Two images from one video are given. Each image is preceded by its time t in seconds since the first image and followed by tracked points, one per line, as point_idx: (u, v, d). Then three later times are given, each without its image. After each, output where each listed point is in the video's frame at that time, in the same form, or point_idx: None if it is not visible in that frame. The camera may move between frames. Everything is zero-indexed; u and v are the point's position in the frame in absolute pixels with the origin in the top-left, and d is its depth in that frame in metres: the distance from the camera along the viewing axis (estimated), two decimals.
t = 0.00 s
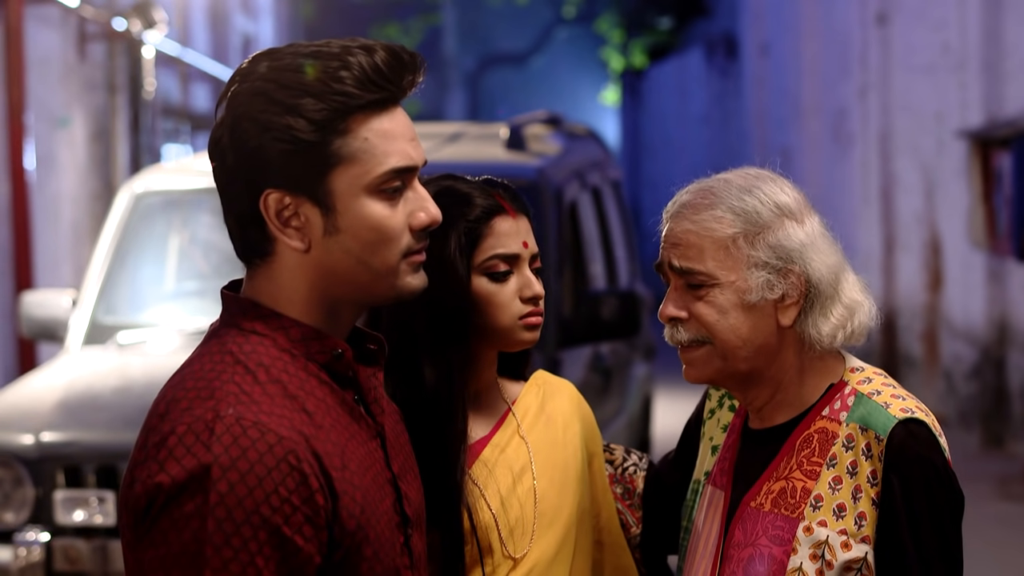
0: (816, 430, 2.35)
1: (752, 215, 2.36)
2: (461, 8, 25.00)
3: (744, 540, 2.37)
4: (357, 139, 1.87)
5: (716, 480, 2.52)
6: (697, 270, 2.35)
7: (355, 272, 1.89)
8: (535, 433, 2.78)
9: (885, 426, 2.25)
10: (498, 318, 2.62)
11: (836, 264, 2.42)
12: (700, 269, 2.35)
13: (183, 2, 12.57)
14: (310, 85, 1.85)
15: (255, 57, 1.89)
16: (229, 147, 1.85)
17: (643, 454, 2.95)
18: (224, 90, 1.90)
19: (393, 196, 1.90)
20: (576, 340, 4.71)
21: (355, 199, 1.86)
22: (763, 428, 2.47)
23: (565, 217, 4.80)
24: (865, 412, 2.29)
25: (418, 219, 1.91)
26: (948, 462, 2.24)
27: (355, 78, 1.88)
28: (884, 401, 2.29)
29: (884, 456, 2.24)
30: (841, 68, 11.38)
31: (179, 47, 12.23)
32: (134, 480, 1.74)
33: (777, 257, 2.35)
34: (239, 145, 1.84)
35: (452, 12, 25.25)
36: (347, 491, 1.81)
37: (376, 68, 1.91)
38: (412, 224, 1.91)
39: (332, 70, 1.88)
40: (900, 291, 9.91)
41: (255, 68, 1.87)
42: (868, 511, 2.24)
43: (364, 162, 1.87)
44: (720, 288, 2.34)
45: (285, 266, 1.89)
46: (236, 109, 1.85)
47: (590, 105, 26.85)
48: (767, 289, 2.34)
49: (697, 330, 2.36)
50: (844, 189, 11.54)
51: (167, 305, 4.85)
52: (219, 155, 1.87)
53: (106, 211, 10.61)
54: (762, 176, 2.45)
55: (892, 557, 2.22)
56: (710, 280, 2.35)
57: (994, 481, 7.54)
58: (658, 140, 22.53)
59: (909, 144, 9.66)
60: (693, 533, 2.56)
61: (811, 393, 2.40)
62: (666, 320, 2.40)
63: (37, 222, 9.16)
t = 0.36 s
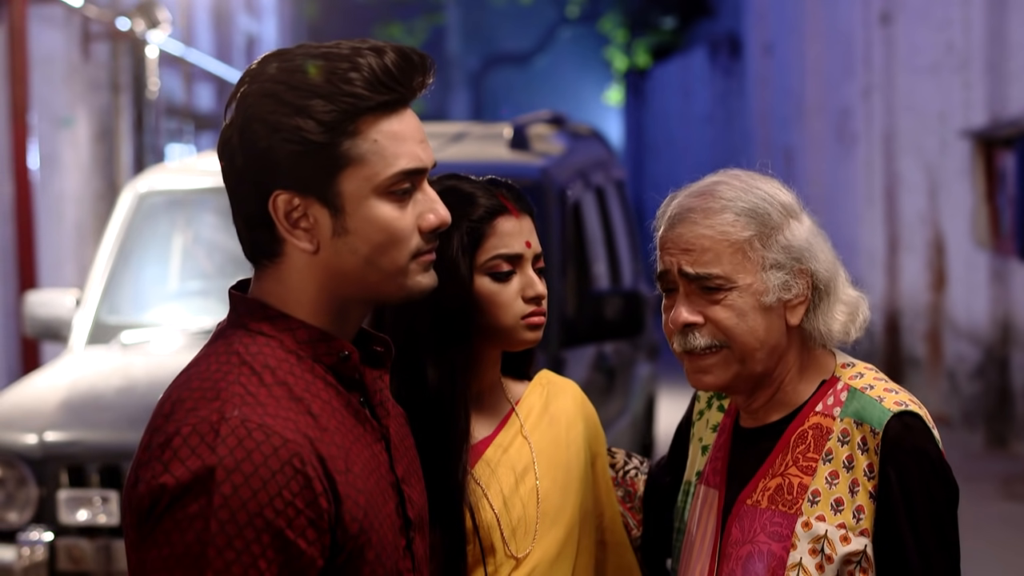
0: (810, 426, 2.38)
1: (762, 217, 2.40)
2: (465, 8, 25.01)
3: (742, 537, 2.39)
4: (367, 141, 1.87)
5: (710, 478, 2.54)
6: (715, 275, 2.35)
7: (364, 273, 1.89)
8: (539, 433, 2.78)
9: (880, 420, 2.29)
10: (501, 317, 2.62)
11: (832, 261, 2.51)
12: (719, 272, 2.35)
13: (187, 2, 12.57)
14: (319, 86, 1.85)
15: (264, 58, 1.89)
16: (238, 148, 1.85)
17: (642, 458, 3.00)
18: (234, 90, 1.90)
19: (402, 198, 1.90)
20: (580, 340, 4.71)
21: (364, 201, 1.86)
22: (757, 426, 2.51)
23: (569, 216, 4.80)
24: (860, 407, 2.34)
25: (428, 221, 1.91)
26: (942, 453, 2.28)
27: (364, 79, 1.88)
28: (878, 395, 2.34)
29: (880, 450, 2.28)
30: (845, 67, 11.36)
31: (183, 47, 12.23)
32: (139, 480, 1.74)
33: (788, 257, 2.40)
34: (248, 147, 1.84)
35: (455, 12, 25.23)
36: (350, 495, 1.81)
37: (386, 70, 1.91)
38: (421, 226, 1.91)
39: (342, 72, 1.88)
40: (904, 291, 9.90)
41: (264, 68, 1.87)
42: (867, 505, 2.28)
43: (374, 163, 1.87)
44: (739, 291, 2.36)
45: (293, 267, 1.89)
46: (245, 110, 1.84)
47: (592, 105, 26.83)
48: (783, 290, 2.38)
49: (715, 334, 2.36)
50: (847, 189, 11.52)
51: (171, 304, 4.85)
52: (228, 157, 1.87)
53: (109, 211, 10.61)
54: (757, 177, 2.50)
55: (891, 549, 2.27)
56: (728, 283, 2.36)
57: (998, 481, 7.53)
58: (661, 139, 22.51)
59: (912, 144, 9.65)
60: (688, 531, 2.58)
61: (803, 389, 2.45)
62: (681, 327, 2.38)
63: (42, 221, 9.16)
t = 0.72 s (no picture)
0: (804, 423, 2.41)
1: (769, 216, 2.43)
2: (466, 8, 25.04)
3: (738, 534, 2.41)
4: (370, 142, 1.87)
5: (700, 477, 2.56)
6: (727, 274, 2.37)
7: (365, 274, 1.89)
8: (539, 433, 2.77)
9: (875, 413, 2.32)
10: (501, 318, 2.62)
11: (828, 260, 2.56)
12: (730, 271, 2.38)
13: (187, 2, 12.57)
14: (322, 87, 1.85)
15: (268, 58, 1.89)
16: (241, 148, 1.85)
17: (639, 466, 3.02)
18: (237, 90, 1.90)
19: (404, 199, 1.90)
20: (580, 339, 4.71)
21: (366, 202, 1.86)
22: (748, 423, 2.53)
23: (569, 216, 4.80)
24: (853, 402, 2.36)
25: (430, 222, 1.92)
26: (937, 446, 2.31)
27: (367, 80, 1.88)
28: (871, 389, 2.37)
29: (875, 443, 2.30)
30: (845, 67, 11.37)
31: (184, 46, 12.24)
32: (140, 480, 1.74)
33: (795, 256, 2.44)
34: (251, 147, 1.84)
35: (456, 11, 25.23)
36: (350, 495, 1.81)
37: (389, 70, 1.91)
38: (423, 227, 1.91)
39: (344, 72, 1.88)
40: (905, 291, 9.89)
41: (267, 68, 1.87)
42: (864, 499, 2.30)
43: (376, 164, 1.87)
44: (749, 290, 2.38)
45: (294, 267, 1.89)
46: (249, 110, 1.84)
47: (593, 104, 26.81)
48: (790, 289, 2.42)
49: (726, 333, 2.38)
50: (848, 188, 11.52)
51: (171, 305, 4.85)
52: (231, 156, 1.87)
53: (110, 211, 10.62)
54: (758, 177, 2.53)
55: (888, 542, 2.27)
56: (738, 282, 2.38)
57: (998, 481, 7.52)
58: (662, 139, 22.51)
59: (913, 144, 9.65)
60: (682, 530, 2.58)
61: (797, 385, 2.47)
62: (690, 327, 2.39)
63: (44, 221, 9.16)
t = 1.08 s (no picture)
0: (802, 421, 2.42)
1: (776, 216, 2.45)
2: (466, 8, 25.04)
3: (737, 533, 2.40)
4: (367, 140, 1.87)
5: (696, 477, 2.56)
6: (737, 272, 2.38)
7: (363, 272, 1.89)
8: (538, 432, 2.78)
9: (876, 412, 2.34)
10: (499, 316, 2.63)
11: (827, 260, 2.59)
12: (739, 270, 2.38)
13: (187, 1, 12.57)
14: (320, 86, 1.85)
15: (265, 57, 1.88)
16: (239, 147, 1.85)
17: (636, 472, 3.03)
18: (234, 89, 1.90)
19: (402, 197, 1.90)
20: (580, 339, 4.70)
21: (364, 200, 1.86)
22: (744, 422, 2.54)
23: (570, 216, 4.79)
24: (853, 400, 2.38)
25: (427, 220, 1.92)
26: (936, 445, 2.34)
27: (364, 79, 1.88)
28: (870, 388, 2.39)
29: (876, 441, 2.32)
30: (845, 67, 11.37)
31: (184, 47, 12.24)
32: (140, 480, 1.74)
33: (800, 255, 2.46)
34: (249, 146, 1.84)
35: (455, 11, 25.22)
36: (350, 493, 1.81)
37: (386, 69, 1.91)
38: (420, 225, 1.91)
39: (341, 71, 1.88)
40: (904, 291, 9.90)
41: (264, 68, 1.86)
42: (864, 496, 2.31)
43: (373, 162, 1.87)
44: (757, 290, 2.39)
45: (294, 266, 1.89)
46: (246, 110, 1.84)
47: (593, 104, 26.79)
48: (796, 288, 2.44)
49: (734, 332, 2.38)
50: (848, 188, 11.52)
51: (171, 304, 4.85)
52: (229, 155, 1.87)
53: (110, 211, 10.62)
54: (762, 177, 2.55)
55: (888, 539, 2.30)
56: (747, 281, 2.39)
57: (998, 481, 7.52)
58: (662, 139, 22.51)
59: (913, 144, 9.65)
60: (678, 529, 2.58)
61: (797, 381, 2.48)
62: (699, 325, 2.38)
63: (43, 221, 9.16)
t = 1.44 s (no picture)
0: (804, 423, 2.42)
1: (789, 216, 2.45)
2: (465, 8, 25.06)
3: (738, 534, 2.41)
4: (360, 137, 1.87)
5: (697, 478, 2.56)
6: (750, 271, 2.38)
7: (358, 270, 1.89)
8: (536, 432, 2.79)
9: (879, 414, 2.34)
10: (494, 316, 2.63)
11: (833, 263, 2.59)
12: (752, 269, 2.38)
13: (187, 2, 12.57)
14: (312, 84, 1.85)
15: (257, 56, 1.89)
16: (232, 146, 1.86)
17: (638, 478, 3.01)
18: (227, 88, 1.91)
19: (396, 194, 1.91)
20: (579, 339, 4.70)
21: (357, 197, 1.87)
22: (744, 423, 2.53)
23: (569, 217, 4.80)
24: (855, 402, 2.38)
25: (421, 217, 1.93)
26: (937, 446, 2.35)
27: (357, 76, 1.88)
28: (872, 390, 2.39)
29: (878, 443, 2.33)
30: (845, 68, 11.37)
31: (183, 47, 12.24)
32: (139, 480, 1.74)
33: (811, 256, 2.47)
34: (243, 145, 1.85)
35: (455, 12, 25.22)
36: (349, 490, 1.81)
37: (379, 67, 1.91)
38: (414, 222, 1.92)
39: (334, 69, 1.88)
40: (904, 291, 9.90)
41: (257, 67, 1.87)
42: (866, 499, 2.31)
43: (366, 160, 1.87)
44: (768, 289, 2.39)
45: (289, 265, 1.90)
46: (239, 109, 1.85)
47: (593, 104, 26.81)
48: (806, 289, 2.44)
49: (744, 331, 2.38)
50: (848, 188, 11.52)
51: (171, 304, 4.85)
52: (222, 155, 1.88)
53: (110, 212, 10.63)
54: (773, 178, 2.55)
55: (891, 541, 2.30)
56: (759, 280, 2.39)
57: (998, 480, 7.52)
58: (661, 139, 22.51)
59: (913, 144, 9.65)
60: (675, 529, 2.58)
61: (801, 381, 2.48)
62: (710, 323, 2.37)
63: (43, 221, 9.16)
